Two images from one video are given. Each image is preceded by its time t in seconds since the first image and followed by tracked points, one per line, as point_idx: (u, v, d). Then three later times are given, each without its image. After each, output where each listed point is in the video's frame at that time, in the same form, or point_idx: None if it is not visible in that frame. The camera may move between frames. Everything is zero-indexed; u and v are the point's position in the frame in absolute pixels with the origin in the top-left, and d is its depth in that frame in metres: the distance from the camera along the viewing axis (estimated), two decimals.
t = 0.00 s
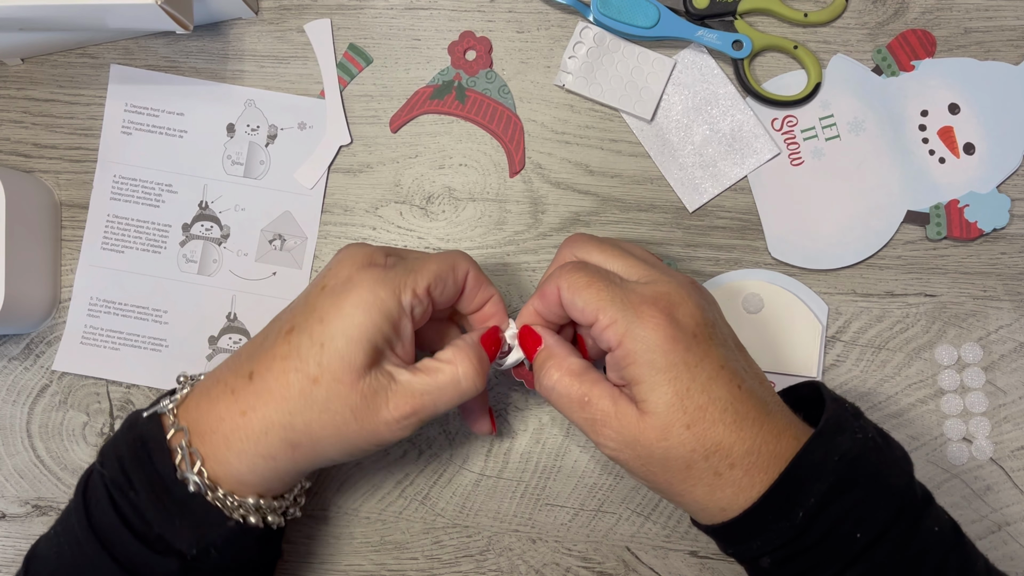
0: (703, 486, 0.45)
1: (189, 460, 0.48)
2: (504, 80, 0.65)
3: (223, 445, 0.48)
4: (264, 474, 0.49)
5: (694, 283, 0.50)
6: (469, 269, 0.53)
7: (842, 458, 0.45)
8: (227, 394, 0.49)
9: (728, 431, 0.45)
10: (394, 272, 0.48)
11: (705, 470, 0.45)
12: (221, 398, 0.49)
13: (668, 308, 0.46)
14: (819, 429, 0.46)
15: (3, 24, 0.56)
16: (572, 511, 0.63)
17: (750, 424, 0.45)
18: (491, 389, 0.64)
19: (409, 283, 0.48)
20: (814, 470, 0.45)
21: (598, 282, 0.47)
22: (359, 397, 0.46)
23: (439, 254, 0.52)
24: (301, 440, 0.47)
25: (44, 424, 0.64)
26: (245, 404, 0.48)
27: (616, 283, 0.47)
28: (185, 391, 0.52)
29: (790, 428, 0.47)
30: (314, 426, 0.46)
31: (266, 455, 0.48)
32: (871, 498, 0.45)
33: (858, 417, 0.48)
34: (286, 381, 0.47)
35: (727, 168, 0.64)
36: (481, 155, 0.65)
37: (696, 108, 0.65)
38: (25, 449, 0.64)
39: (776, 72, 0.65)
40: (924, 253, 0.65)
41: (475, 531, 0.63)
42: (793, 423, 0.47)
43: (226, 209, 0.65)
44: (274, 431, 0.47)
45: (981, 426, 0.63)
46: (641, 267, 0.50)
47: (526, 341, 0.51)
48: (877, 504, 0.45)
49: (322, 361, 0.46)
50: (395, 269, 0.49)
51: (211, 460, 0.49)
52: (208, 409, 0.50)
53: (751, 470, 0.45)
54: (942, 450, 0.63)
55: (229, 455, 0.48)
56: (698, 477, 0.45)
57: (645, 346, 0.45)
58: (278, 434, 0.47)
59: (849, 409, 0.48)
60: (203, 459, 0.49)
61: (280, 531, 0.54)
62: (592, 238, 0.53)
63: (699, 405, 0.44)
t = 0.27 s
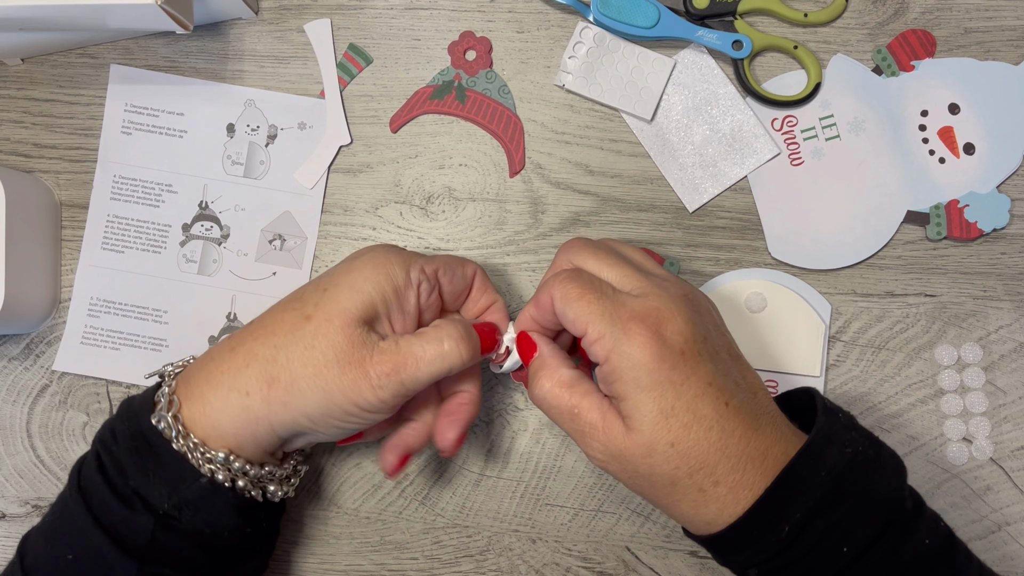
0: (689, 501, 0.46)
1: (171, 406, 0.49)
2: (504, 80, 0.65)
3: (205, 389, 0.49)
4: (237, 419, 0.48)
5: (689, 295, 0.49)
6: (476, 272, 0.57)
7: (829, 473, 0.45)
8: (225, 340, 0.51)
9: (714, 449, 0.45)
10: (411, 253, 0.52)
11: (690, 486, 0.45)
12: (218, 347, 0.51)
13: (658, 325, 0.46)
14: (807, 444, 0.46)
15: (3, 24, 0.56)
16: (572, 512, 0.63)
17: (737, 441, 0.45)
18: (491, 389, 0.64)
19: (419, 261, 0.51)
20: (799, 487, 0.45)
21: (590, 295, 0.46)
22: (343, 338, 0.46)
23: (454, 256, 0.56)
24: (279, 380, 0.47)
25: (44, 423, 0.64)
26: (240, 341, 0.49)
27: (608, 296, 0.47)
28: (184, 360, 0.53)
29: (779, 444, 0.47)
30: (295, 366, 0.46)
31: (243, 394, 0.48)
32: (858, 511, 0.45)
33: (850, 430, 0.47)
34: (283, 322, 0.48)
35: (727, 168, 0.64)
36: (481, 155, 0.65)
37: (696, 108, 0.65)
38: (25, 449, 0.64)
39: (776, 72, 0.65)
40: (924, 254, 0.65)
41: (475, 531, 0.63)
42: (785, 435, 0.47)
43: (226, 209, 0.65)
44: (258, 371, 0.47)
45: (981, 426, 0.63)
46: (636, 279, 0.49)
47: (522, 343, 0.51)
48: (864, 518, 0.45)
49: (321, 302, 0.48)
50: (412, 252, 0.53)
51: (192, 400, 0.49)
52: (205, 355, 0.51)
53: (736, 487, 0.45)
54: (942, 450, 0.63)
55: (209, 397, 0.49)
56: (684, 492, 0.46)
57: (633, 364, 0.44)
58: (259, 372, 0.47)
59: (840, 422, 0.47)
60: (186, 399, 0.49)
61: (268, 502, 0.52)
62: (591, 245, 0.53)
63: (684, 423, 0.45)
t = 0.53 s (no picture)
0: (689, 499, 0.46)
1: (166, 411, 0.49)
2: (504, 80, 0.65)
3: (200, 392, 0.49)
4: (231, 422, 0.48)
5: (695, 292, 0.49)
6: (470, 265, 0.56)
7: (828, 473, 0.45)
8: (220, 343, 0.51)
9: (715, 446, 0.45)
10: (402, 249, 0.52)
11: (690, 484, 0.46)
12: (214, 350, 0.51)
13: (663, 322, 0.46)
14: (807, 443, 0.46)
15: (3, 24, 0.56)
16: (572, 512, 0.63)
17: (739, 439, 0.45)
18: (490, 389, 0.64)
19: (409, 256, 0.51)
20: (799, 486, 0.45)
21: (596, 290, 0.46)
22: (336, 336, 0.46)
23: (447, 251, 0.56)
24: (271, 379, 0.46)
25: (44, 423, 0.64)
26: (233, 343, 0.49)
27: (614, 293, 0.47)
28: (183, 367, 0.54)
29: (780, 443, 0.47)
30: (288, 364, 0.46)
31: (235, 394, 0.47)
32: (856, 512, 0.45)
33: (848, 430, 0.47)
34: (276, 321, 0.48)
35: (727, 168, 0.64)
36: (481, 155, 0.65)
37: (696, 108, 0.65)
38: (25, 449, 0.64)
39: (776, 72, 0.65)
40: (924, 254, 0.65)
41: (475, 531, 0.63)
42: (785, 434, 0.47)
43: (226, 209, 0.65)
44: (251, 370, 0.47)
45: (981, 426, 0.63)
46: (643, 275, 0.49)
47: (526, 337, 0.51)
48: (862, 517, 0.45)
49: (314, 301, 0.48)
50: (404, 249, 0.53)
51: (187, 404, 0.49)
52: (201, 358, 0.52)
53: (737, 485, 0.45)
54: (942, 450, 0.63)
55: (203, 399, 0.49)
56: (684, 489, 0.46)
57: (637, 360, 0.45)
58: (251, 373, 0.47)
59: (839, 422, 0.47)
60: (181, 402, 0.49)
61: (265, 506, 0.53)
62: (597, 241, 0.53)
63: (687, 421, 0.45)
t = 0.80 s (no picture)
0: (690, 496, 0.46)
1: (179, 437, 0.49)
2: (504, 80, 0.65)
3: (212, 420, 0.49)
4: (249, 449, 0.48)
5: (695, 289, 0.50)
6: (468, 259, 0.55)
7: (828, 471, 0.45)
8: (225, 367, 0.50)
9: (716, 443, 0.45)
10: (399, 254, 0.51)
11: (692, 481, 0.46)
12: (219, 374, 0.51)
13: (664, 319, 0.46)
14: (807, 440, 0.46)
15: (3, 24, 0.56)
16: (572, 512, 0.63)
17: (740, 437, 0.45)
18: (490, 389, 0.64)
19: (407, 263, 0.50)
20: (800, 484, 0.45)
21: (598, 287, 0.46)
22: (347, 366, 0.45)
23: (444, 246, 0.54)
24: (285, 409, 0.46)
25: (44, 423, 0.64)
26: (240, 372, 0.49)
27: (616, 289, 0.47)
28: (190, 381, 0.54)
29: (780, 440, 0.47)
30: (299, 395, 0.46)
31: (250, 425, 0.48)
32: (857, 510, 0.45)
33: (848, 428, 0.47)
34: (282, 349, 0.48)
35: (727, 168, 0.64)
36: (481, 155, 0.65)
37: (696, 108, 0.65)
38: (25, 449, 0.64)
39: (776, 72, 0.65)
40: (924, 254, 0.65)
41: (475, 531, 0.63)
42: (784, 432, 0.47)
43: (226, 209, 0.65)
44: (263, 400, 0.47)
45: (981, 426, 0.63)
46: (643, 272, 0.49)
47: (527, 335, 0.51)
48: (862, 515, 0.45)
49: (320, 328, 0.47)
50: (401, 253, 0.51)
51: (200, 433, 0.49)
52: (206, 382, 0.51)
53: (738, 482, 0.45)
54: (942, 450, 0.63)
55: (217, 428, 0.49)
56: (685, 486, 0.46)
57: (639, 357, 0.45)
58: (264, 404, 0.47)
59: (839, 420, 0.48)
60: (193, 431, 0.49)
61: (279, 522, 0.53)
62: (598, 238, 0.53)
63: (689, 418, 0.45)
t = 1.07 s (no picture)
0: (690, 495, 0.46)
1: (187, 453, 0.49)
2: (504, 80, 0.65)
3: (220, 436, 0.49)
4: (262, 462, 0.49)
5: (697, 288, 0.49)
6: (462, 255, 0.53)
7: (828, 471, 0.45)
8: (226, 382, 0.50)
9: (716, 442, 0.45)
10: (387, 255, 0.49)
11: (692, 480, 0.46)
12: (220, 389, 0.50)
13: (665, 318, 0.46)
14: (808, 441, 0.46)
15: (3, 24, 0.56)
16: (572, 511, 0.63)
17: (740, 436, 0.45)
18: (490, 388, 0.64)
19: (397, 265, 0.49)
20: (799, 484, 0.45)
21: (600, 285, 0.47)
22: (353, 376, 0.45)
23: (432, 242, 0.53)
24: (296, 423, 0.46)
25: (44, 423, 0.64)
26: (242, 388, 0.48)
27: (617, 288, 0.47)
28: (191, 389, 0.53)
29: (781, 440, 0.47)
30: (308, 408, 0.46)
31: (261, 440, 0.48)
32: (858, 510, 0.45)
33: (849, 428, 0.47)
34: (282, 362, 0.47)
35: (727, 168, 0.64)
36: (481, 155, 0.65)
37: (696, 108, 0.65)
38: (25, 449, 0.64)
39: (776, 72, 0.65)
40: (924, 254, 0.65)
41: (475, 531, 0.63)
42: (784, 431, 0.47)
43: (227, 209, 0.65)
44: (270, 415, 0.47)
45: (981, 426, 0.63)
46: (645, 272, 0.49)
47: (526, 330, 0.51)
48: (862, 516, 0.45)
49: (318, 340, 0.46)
50: (389, 252, 0.50)
51: (209, 450, 0.49)
52: (207, 397, 0.51)
53: (738, 481, 0.45)
54: (942, 450, 0.63)
55: (225, 443, 0.49)
56: (686, 486, 0.46)
57: (640, 356, 0.45)
58: (272, 418, 0.47)
59: (839, 420, 0.47)
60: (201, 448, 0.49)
61: (286, 529, 0.54)
62: (601, 237, 0.53)
63: (689, 418, 0.45)
